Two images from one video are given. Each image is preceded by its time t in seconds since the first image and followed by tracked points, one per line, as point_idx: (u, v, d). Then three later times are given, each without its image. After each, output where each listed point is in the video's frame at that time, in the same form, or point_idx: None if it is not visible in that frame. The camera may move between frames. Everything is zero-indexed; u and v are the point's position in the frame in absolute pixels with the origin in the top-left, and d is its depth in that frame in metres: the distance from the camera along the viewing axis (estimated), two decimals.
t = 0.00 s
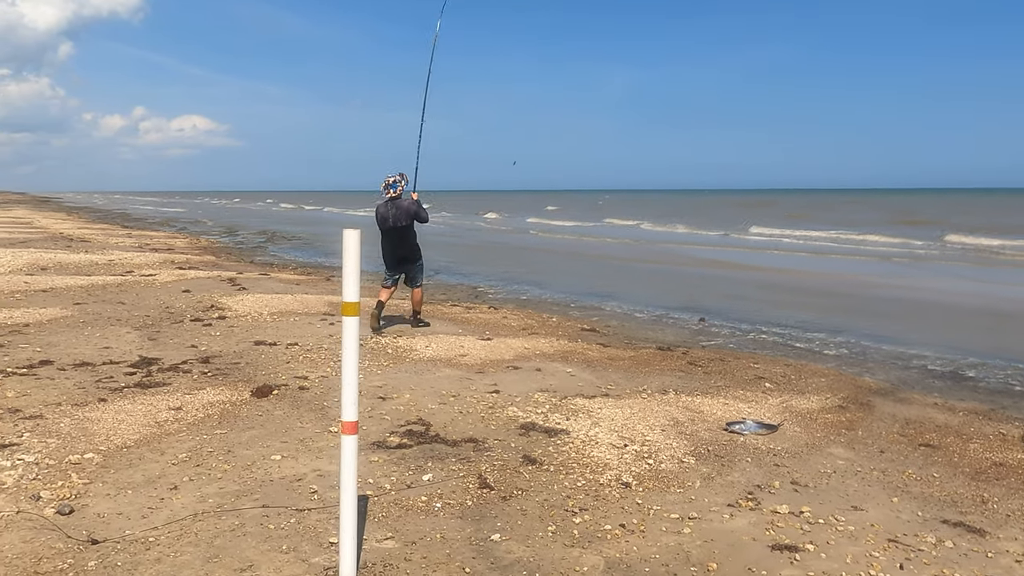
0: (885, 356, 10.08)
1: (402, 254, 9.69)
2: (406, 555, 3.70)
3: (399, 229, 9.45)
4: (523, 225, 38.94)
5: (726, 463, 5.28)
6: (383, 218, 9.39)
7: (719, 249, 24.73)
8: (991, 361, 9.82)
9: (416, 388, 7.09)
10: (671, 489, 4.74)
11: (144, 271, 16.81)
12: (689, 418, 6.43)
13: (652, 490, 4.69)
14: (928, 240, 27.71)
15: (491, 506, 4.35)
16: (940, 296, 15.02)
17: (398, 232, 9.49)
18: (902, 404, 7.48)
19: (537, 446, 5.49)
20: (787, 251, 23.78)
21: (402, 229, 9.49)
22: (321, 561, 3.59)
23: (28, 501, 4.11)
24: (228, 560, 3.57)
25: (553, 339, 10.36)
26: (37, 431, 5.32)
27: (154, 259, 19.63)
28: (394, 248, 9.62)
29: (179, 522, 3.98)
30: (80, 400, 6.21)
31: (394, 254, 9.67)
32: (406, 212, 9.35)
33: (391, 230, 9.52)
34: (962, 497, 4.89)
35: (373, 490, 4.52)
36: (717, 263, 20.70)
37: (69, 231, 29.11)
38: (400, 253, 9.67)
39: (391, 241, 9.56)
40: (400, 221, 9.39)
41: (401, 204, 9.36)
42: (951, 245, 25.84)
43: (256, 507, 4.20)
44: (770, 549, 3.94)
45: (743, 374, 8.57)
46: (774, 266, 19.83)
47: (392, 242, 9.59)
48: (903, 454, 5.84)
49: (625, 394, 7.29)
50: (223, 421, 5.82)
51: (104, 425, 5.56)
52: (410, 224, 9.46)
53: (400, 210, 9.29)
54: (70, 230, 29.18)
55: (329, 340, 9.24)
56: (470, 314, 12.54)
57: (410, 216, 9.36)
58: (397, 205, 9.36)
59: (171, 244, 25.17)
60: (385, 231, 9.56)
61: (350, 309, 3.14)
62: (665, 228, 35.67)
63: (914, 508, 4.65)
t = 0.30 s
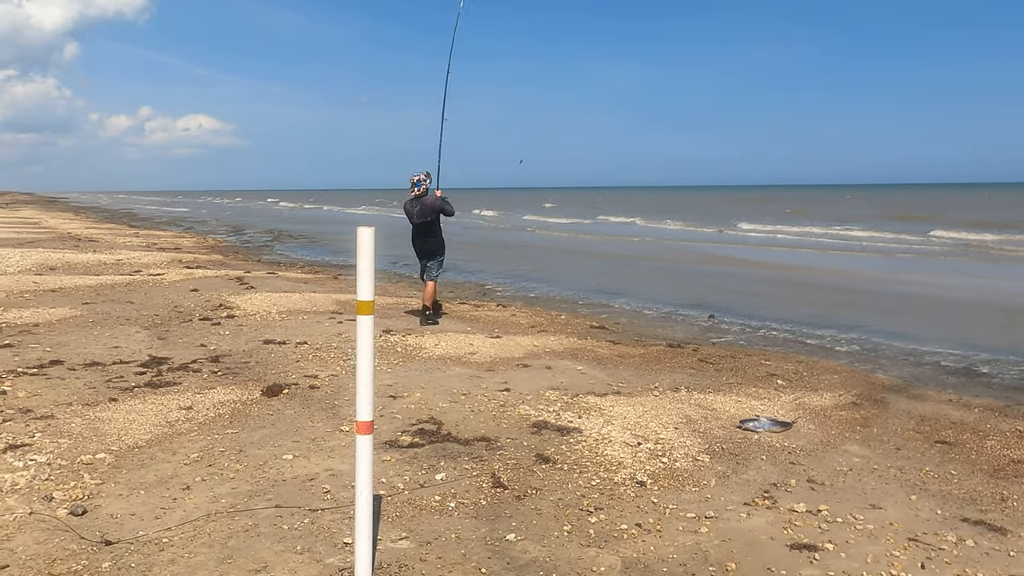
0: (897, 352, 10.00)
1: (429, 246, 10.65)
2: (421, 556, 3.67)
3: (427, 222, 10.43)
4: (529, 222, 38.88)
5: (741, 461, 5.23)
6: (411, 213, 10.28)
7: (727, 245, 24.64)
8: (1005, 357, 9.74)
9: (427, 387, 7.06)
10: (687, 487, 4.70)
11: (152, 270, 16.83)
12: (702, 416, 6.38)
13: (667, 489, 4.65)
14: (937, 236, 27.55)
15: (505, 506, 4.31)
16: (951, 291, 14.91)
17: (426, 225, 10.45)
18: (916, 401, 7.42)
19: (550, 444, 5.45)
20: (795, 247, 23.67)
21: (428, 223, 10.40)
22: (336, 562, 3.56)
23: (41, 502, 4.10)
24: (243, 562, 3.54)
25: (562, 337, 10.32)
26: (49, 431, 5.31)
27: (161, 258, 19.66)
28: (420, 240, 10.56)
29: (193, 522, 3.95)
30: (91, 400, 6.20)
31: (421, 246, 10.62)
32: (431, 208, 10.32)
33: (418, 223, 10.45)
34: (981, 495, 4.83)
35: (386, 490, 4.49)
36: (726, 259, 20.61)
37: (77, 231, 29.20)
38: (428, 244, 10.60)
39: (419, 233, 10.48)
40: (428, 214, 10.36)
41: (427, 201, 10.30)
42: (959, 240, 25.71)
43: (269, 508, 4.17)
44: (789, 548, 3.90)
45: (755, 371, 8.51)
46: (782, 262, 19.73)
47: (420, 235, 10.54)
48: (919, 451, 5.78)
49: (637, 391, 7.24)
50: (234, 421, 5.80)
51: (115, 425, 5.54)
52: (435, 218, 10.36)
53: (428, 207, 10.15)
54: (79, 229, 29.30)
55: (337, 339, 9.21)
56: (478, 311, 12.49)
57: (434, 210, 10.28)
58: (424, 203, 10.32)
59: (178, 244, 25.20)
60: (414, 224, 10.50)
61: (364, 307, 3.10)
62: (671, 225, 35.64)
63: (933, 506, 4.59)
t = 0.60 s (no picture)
0: (905, 348, 9.97)
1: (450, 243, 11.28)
2: (429, 551, 3.67)
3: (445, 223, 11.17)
4: (534, 219, 38.85)
5: (749, 457, 5.22)
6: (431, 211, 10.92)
7: (734, 241, 24.59)
8: (1014, 353, 9.69)
9: (434, 383, 7.06)
10: (695, 483, 4.69)
11: (159, 268, 16.87)
12: (710, 412, 6.37)
13: (675, 484, 4.63)
14: (945, 232, 27.43)
15: (513, 501, 4.31)
16: (959, 287, 14.85)
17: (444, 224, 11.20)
18: (925, 396, 7.38)
19: (557, 440, 5.44)
20: (802, 244, 23.60)
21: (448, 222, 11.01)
22: (344, 557, 3.56)
23: (50, 498, 4.11)
24: (252, 556, 3.55)
25: (569, 334, 10.31)
26: (58, 428, 5.32)
27: (168, 256, 19.69)
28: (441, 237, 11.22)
29: (201, 518, 3.96)
30: (99, 397, 6.22)
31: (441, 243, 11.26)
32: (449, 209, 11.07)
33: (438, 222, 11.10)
34: (992, 490, 4.80)
35: (394, 485, 4.49)
36: (732, 256, 20.54)
37: (84, 230, 29.27)
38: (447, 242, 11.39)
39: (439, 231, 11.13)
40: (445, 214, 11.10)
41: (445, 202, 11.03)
42: (967, 236, 25.61)
43: (277, 503, 4.17)
44: (798, 543, 3.88)
45: (762, 367, 8.49)
46: (789, 258, 19.68)
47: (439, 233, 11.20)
48: (928, 446, 5.75)
49: (644, 387, 7.23)
50: (241, 417, 5.81)
51: (124, 422, 5.56)
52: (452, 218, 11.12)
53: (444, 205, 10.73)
54: (85, 229, 29.39)
55: (344, 335, 9.23)
56: (484, 308, 12.48)
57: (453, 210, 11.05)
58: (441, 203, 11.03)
59: (185, 242, 25.29)
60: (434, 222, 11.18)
61: (373, 301, 3.10)
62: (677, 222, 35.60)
63: (943, 501, 4.57)
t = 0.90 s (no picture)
0: (910, 345, 9.94)
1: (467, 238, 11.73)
2: (430, 547, 3.68)
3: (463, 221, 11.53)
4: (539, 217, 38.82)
5: (752, 454, 5.22)
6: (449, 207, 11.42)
7: (740, 239, 24.54)
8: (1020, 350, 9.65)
9: (437, 380, 7.08)
10: (697, 480, 4.69)
11: (165, 267, 16.94)
12: (712, 409, 6.36)
13: (677, 481, 4.64)
14: (952, 229, 27.29)
15: (515, 498, 4.32)
16: (965, 284, 14.79)
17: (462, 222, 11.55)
18: (930, 394, 7.36)
19: (560, 437, 5.45)
20: (808, 241, 23.53)
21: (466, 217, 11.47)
22: (346, 553, 3.58)
23: (55, 494, 4.14)
24: (254, 552, 3.57)
25: (573, 331, 10.31)
26: (63, 425, 5.36)
27: (174, 255, 19.77)
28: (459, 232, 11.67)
29: (205, 514, 3.99)
30: (105, 394, 6.27)
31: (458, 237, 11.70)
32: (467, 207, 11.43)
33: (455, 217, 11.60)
34: (995, 487, 4.79)
35: (396, 482, 4.51)
36: (738, 253, 20.49)
37: (91, 228, 29.41)
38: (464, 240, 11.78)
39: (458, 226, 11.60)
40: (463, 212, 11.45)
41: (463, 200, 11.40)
42: (974, 234, 25.49)
43: (280, 500, 4.20)
44: (799, 540, 3.88)
45: (766, 364, 8.47)
46: (794, 256, 19.62)
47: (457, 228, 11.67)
48: (932, 444, 5.73)
49: (647, 384, 7.24)
50: (245, 414, 5.83)
51: (129, 419, 5.59)
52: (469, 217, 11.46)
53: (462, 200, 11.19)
54: (93, 228, 29.53)
55: (349, 333, 9.25)
56: (488, 306, 12.50)
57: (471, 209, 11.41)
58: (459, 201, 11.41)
59: (191, 241, 25.37)
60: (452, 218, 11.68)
61: (374, 299, 3.12)
62: (682, 220, 35.54)
63: (946, 499, 4.56)
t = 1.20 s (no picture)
0: (915, 344, 9.90)
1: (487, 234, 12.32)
2: (427, 545, 3.70)
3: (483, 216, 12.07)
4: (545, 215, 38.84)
5: (752, 453, 5.21)
6: (468, 205, 12.10)
7: (746, 237, 24.47)
8: None
9: (439, 378, 7.10)
10: (696, 478, 4.69)
11: (172, 264, 17.03)
12: (714, 407, 6.36)
13: (676, 480, 4.64)
14: (960, 227, 27.16)
15: (513, 496, 4.33)
16: (972, 282, 14.71)
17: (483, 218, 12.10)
18: (934, 393, 7.34)
19: (560, 436, 5.46)
20: (814, 239, 23.44)
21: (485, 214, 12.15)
22: (343, 551, 3.60)
23: (57, 490, 4.18)
24: (252, 549, 3.59)
25: (576, 329, 10.31)
26: (67, 421, 5.41)
27: (182, 252, 19.87)
28: (478, 230, 12.27)
29: (204, 511, 4.01)
30: (109, 391, 6.32)
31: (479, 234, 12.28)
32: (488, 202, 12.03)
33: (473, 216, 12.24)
34: (996, 487, 4.77)
35: (395, 480, 4.52)
36: (744, 251, 20.43)
37: (100, 225, 29.56)
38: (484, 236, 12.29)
39: (478, 223, 12.20)
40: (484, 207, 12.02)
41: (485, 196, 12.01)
42: (982, 232, 25.35)
43: (279, 497, 4.22)
44: (797, 540, 3.88)
45: (770, 363, 8.46)
46: (800, 254, 19.55)
47: (476, 226, 12.28)
48: (935, 443, 5.71)
49: (649, 383, 7.24)
50: (247, 412, 5.87)
51: (132, 416, 5.63)
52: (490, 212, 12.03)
53: (483, 195, 11.96)
54: (102, 225, 29.68)
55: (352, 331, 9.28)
56: (493, 303, 12.51)
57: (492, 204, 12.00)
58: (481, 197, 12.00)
59: (199, 238, 25.47)
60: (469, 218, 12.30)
61: (369, 298, 3.14)
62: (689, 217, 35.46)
63: (946, 499, 4.54)
